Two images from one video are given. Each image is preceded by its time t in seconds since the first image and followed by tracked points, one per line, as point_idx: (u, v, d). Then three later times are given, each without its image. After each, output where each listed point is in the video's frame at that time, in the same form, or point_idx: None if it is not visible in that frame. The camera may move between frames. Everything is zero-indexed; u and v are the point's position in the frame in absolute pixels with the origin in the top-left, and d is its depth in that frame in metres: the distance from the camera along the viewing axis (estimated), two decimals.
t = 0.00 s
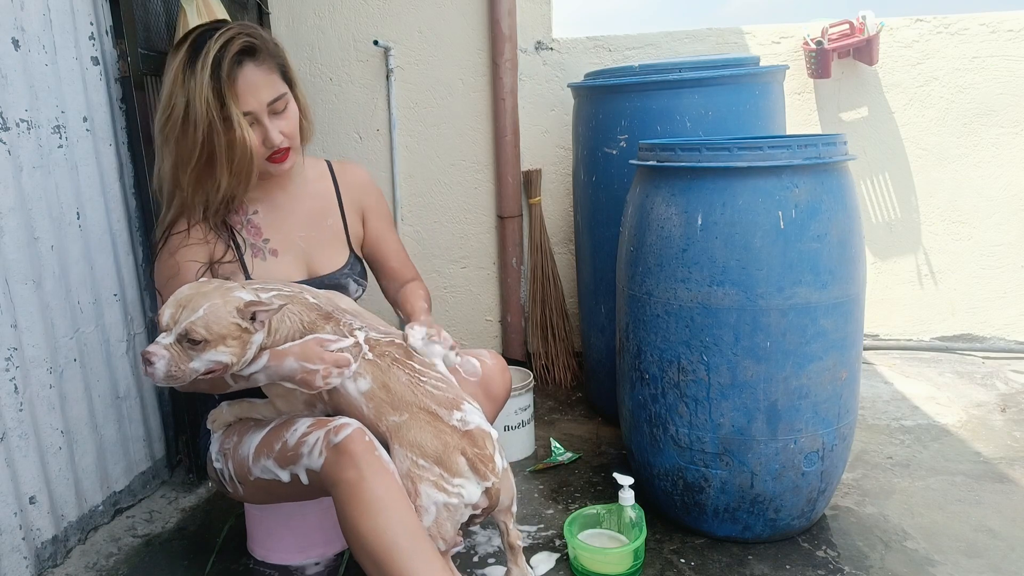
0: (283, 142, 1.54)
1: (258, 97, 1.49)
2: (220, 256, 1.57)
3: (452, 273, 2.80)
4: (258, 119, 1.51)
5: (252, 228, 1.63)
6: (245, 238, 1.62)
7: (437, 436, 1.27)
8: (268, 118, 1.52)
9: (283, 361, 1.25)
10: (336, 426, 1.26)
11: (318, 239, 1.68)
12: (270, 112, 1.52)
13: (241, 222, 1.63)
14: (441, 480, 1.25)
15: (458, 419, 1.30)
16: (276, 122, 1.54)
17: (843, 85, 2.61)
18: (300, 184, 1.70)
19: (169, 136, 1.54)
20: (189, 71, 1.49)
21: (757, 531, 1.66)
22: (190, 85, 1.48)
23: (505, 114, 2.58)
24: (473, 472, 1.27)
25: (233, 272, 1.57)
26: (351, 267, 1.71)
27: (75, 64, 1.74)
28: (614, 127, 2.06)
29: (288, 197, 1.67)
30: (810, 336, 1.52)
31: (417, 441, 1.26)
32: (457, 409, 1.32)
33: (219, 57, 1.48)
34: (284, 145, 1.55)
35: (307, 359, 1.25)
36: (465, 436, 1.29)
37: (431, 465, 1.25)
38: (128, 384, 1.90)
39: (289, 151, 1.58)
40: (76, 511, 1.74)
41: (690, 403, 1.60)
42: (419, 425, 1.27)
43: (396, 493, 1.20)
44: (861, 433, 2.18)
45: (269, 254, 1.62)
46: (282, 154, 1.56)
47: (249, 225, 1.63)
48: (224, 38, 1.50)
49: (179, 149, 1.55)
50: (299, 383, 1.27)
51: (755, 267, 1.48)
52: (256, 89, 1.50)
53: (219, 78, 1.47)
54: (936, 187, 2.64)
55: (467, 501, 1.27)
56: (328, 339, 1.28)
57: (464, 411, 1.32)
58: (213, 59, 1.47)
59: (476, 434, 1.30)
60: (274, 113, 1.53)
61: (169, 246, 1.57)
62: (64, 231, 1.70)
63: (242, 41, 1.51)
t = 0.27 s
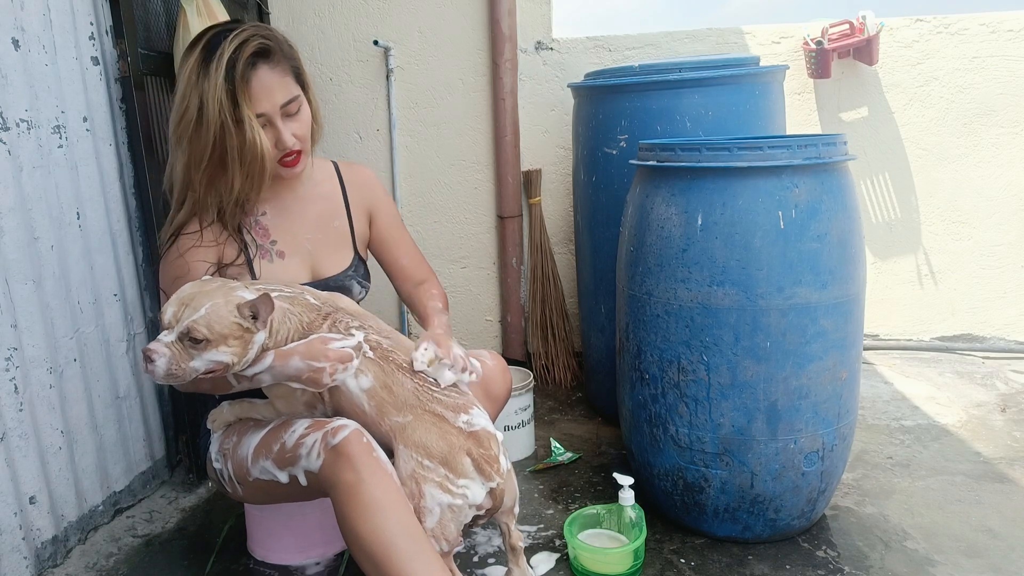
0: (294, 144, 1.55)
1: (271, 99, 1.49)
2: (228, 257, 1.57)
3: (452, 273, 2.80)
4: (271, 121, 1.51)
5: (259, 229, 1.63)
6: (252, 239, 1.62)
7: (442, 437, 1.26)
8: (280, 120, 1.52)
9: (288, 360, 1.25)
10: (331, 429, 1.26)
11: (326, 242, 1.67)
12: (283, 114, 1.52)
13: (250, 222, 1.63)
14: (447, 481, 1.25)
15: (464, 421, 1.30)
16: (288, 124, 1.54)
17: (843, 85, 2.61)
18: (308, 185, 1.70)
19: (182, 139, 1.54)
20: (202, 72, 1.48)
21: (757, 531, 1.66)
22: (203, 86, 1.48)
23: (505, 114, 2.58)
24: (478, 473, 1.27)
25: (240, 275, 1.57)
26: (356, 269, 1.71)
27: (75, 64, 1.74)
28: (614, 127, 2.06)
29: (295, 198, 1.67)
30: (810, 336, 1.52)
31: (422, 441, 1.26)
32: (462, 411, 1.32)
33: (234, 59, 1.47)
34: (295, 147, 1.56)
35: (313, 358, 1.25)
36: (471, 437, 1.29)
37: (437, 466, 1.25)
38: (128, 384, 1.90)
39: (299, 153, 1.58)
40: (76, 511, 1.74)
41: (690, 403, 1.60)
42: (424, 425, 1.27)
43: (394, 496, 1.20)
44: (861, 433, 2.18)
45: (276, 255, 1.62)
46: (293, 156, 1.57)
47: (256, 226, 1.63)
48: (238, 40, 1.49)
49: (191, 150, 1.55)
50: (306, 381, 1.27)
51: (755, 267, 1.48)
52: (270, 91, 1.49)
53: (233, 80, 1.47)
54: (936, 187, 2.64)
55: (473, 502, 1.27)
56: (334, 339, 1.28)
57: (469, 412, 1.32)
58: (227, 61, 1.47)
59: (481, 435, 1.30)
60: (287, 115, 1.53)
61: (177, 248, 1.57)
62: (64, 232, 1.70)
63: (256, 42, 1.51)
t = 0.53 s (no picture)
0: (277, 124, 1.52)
1: (242, 81, 1.49)
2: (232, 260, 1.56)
3: (452, 272, 2.80)
4: (247, 103, 1.50)
5: (264, 231, 1.63)
6: (257, 242, 1.61)
7: (443, 439, 1.27)
8: (258, 102, 1.51)
9: (290, 365, 1.24)
10: (335, 426, 1.26)
11: (331, 244, 1.68)
12: (260, 95, 1.51)
13: (254, 224, 1.62)
14: (447, 483, 1.25)
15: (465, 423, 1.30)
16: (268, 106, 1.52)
17: (843, 85, 2.61)
18: (314, 186, 1.70)
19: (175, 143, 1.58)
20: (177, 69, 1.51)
21: (757, 530, 1.66)
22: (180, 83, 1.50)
23: (505, 114, 2.58)
24: (479, 476, 1.27)
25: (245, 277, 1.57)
26: (361, 272, 1.72)
27: (75, 64, 1.74)
28: (614, 127, 2.06)
29: (301, 199, 1.67)
30: (810, 336, 1.52)
31: (423, 443, 1.26)
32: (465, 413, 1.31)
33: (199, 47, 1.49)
34: (280, 128, 1.53)
35: (316, 362, 1.24)
36: (472, 440, 1.29)
37: (438, 468, 1.25)
38: (128, 384, 1.90)
39: (288, 135, 1.54)
40: (76, 511, 1.74)
41: (690, 402, 1.60)
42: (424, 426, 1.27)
43: (395, 495, 1.20)
44: (861, 433, 2.18)
45: (281, 256, 1.62)
46: (280, 138, 1.54)
47: (261, 229, 1.63)
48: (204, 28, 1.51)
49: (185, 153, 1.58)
50: (309, 386, 1.26)
51: (755, 267, 1.48)
52: (241, 74, 1.49)
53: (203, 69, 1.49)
54: (936, 187, 2.64)
55: (473, 505, 1.27)
56: (337, 343, 1.27)
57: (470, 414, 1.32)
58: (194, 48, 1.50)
59: (481, 438, 1.31)
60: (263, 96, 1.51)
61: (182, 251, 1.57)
62: (64, 231, 1.70)
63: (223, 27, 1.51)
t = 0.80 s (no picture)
0: (286, 105, 1.54)
1: (262, 59, 1.55)
2: (231, 254, 1.57)
3: (452, 272, 2.80)
4: (263, 81, 1.54)
5: (264, 229, 1.63)
6: (257, 238, 1.61)
7: (442, 435, 1.26)
8: (273, 82, 1.55)
9: (285, 366, 1.25)
10: (333, 427, 1.26)
11: (332, 245, 1.68)
12: (278, 77, 1.56)
13: (254, 221, 1.63)
14: (448, 482, 1.24)
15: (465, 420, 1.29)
16: (284, 88, 1.55)
17: (843, 85, 2.61)
18: (317, 188, 1.71)
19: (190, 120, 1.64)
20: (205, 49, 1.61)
21: (757, 531, 1.66)
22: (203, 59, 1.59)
23: (505, 114, 2.58)
24: (479, 475, 1.26)
25: (244, 272, 1.59)
26: (361, 274, 1.72)
27: (75, 64, 1.74)
28: (614, 127, 2.06)
29: (304, 198, 1.68)
30: (810, 336, 1.52)
31: (423, 439, 1.25)
32: (465, 412, 1.31)
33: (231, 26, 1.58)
34: (287, 110, 1.54)
35: (309, 365, 1.25)
36: (472, 437, 1.28)
37: (438, 466, 1.24)
38: (128, 384, 1.90)
39: (294, 119, 1.55)
40: (76, 511, 1.74)
41: (690, 402, 1.60)
42: (425, 424, 1.26)
43: (394, 496, 1.20)
44: (861, 433, 2.18)
45: (281, 256, 1.62)
46: (286, 120, 1.55)
47: (262, 226, 1.63)
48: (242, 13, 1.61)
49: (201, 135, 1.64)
50: (303, 388, 1.27)
51: (755, 267, 1.48)
52: (261, 52, 1.56)
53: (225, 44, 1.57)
54: (936, 187, 2.64)
55: (473, 505, 1.26)
56: (331, 346, 1.27)
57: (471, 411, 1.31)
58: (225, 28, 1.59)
59: (481, 435, 1.29)
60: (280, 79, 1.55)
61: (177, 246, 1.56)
62: (64, 231, 1.70)
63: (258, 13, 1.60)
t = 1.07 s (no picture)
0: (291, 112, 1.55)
1: (268, 63, 1.55)
2: (233, 258, 1.56)
3: (452, 272, 2.80)
4: (268, 86, 1.55)
5: (264, 232, 1.62)
6: (257, 241, 1.61)
7: (445, 434, 1.26)
8: (279, 86, 1.55)
9: (294, 357, 1.26)
10: (337, 425, 1.26)
11: (331, 246, 1.68)
12: (283, 82, 1.56)
13: (253, 224, 1.62)
14: (449, 480, 1.24)
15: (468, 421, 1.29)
16: (289, 94, 1.56)
17: (843, 85, 2.61)
18: (316, 190, 1.71)
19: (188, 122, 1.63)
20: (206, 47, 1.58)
21: (757, 530, 1.66)
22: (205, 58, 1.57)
23: (505, 114, 2.58)
24: (481, 473, 1.25)
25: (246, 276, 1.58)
26: (361, 274, 1.73)
27: (75, 64, 1.74)
28: (613, 127, 2.06)
29: (303, 200, 1.68)
30: (810, 336, 1.52)
31: (425, 439, 1.25)
32: (469, 414, 1.31)
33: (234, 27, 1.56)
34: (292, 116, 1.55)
35: (320, 355, 1.27)
36: (474, 437, 1.28)
37: (439, 465, 1.24)
38: (128, 384, 1.90)
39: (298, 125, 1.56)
40: (76, 511, 1.74)
41: (690, 402, 1.60)
42: (428, 424, 1.27)
43: (398, 494, 1.20)
44: (861, 433, 2.18)
45: (281, 258, 1.62)
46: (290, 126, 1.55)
47: (261, 229, 1.62)
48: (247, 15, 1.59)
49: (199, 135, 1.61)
50: (312, 379, 1.28)
51: (755, 267, 1.48)
52: (268, 56, 1.55)
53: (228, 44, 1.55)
54: (936, 187, 2.64)
55: (475, 503, 1.25)
56: (341, 339, 1.29)
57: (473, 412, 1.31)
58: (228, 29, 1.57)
59: (484, 434, 1.28)
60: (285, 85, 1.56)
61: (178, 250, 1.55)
62: (64, 231, 1.70)
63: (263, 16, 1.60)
